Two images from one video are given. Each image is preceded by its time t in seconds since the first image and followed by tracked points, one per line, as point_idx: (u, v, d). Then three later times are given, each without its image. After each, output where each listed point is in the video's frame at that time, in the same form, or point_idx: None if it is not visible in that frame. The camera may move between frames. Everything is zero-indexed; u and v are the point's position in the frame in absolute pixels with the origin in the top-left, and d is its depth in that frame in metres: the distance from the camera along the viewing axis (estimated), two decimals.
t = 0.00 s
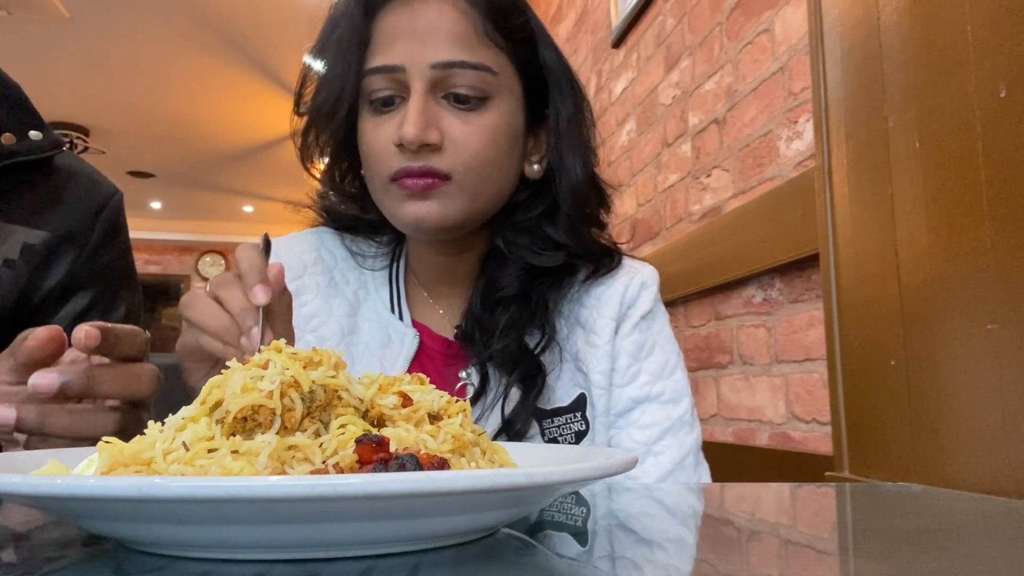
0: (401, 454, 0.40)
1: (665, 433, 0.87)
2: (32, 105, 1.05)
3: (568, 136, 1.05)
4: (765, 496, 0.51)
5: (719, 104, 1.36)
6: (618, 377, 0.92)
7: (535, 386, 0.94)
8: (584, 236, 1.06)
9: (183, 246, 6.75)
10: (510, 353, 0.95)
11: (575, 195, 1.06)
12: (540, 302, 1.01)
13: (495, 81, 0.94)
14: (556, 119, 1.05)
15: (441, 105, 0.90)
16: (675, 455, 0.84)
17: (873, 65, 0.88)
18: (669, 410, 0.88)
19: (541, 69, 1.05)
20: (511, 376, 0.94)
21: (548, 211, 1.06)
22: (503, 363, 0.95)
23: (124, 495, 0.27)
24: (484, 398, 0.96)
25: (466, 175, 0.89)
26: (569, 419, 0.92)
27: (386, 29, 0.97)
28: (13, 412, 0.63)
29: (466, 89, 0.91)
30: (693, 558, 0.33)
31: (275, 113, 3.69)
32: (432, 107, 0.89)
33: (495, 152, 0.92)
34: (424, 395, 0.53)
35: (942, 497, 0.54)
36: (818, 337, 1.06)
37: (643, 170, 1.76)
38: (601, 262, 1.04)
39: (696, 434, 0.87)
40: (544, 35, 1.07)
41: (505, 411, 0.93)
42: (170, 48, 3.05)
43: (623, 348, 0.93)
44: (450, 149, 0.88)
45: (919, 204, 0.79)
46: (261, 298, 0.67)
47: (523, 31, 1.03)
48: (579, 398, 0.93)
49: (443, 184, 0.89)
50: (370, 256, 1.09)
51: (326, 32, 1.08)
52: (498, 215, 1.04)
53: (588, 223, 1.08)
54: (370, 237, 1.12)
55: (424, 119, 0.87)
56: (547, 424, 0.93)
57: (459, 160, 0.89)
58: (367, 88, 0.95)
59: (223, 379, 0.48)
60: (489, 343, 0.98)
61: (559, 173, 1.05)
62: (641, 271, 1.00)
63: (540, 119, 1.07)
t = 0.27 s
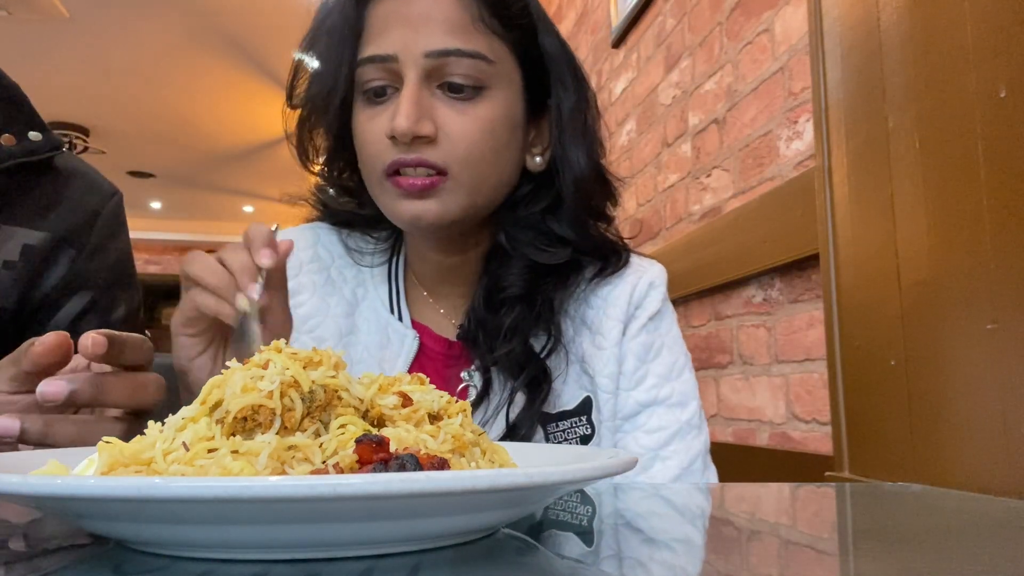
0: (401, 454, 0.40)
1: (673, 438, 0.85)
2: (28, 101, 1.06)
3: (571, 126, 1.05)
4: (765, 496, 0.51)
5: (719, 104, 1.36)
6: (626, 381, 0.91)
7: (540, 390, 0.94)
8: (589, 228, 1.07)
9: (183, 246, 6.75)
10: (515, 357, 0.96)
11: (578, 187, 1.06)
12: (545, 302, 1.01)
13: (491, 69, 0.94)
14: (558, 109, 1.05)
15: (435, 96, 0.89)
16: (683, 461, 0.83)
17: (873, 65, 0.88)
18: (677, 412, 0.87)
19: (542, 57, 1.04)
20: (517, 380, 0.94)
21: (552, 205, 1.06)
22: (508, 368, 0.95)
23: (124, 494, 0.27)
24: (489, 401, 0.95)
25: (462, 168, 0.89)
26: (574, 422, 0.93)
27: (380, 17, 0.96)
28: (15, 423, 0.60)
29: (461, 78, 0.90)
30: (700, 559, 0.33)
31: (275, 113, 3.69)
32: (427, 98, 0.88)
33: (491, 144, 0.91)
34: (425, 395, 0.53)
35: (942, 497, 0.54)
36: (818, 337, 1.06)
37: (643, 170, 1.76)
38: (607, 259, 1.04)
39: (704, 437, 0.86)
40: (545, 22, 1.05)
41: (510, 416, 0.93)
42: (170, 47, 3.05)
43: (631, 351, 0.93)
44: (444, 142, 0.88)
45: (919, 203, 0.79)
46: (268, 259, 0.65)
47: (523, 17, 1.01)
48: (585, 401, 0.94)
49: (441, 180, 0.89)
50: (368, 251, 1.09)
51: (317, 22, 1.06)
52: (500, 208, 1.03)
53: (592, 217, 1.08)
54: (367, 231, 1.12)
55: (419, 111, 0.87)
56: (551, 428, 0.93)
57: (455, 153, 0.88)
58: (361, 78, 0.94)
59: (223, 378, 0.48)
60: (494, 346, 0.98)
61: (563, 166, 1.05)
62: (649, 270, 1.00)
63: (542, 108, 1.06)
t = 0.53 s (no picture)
0: (401, 454, 0.40)
1: (679, 444, 0.86)
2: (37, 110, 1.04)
3: (570, 120, 1.05)
4: (765, 496, 0.51)
5: (719, 104, 1.36)
6: (631, 385, 0.91)
7: (541, 396, 0.94)
8: (591, 227, 1.06)
9: (183, 246, 6.75)
10: (515, 361, 0.95)
11: (579, 185, 1.06)
12: (545, 304, 1.00)
13: (488, 64, 0.94)
14: (558, 104, 1.05)
15: (429, 91, 0.89)
16: (689, 468, 0.83)
17: (873, 65, 0.88)
18: (683, 418, 0.88)
19: (541, 50, 1.04)
20: (517, 385, 0.94)
21: (552, 203, 1.06)
22: (510, 372, 0.95)
23: (124, 494, 0.27)
24: (489, 405, 0.96)
25: (457, 164, 0.89)
26: (577, 427, 0.93)
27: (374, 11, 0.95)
28: (14, 432, 0.60)
29: (456, 72, 0.90)
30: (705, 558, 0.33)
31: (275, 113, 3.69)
32: (417, 94, 0.88)
33: (487, 139, 0.91)
34: (425, 395, 0.53)
35: (942, 498, 0.54)
36: (818, 337, 1.06)
37: (643, 170, 1.76)
38: (608, 259, 1.03)
39: (711, 443, 0.86)
40: (545, 13, 1.04)
41: (511, 422, 0.93)
42: (170, 47, 3.05)
43: (636, 355, 0.93)
44: (438, 137, 0.87)
45: (919, 205, 0.79)
46: (220, 279, 0.60)
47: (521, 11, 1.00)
48: (588, 405, 0.94)
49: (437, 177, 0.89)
50: (365, 251, 1.08)
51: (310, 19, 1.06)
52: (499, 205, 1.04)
53: (594, 215, 1.08)
54: (364, 230, 1.11)
55: (410, 107, 0.87)
56: (554, 433, 0.94)
57: (450, 148, 0.88)
58: (354, 74, 0.95)
59: (223, 378, 0.48)
60: (493, 350, 0.98)
61: (563, 162, 1.05)
62: (654, 270, 0.99)
63: (541, 103, 1.06)
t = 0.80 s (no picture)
0: (401, 454, 0.40)
1: (685, 445, 0.85)
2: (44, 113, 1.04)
3: (575, 117, 1.04)
4: (765, 496, 0.51)
5: (719, 104, 1.36)
6: (638, 385, 0.92)
7: (545, 397, 0.93)
8: (596, 225, 1.06)
9: (183, 246, 6.75)
10: (520, 362, 0.95)
11: (583, 183, 1.05)
12: (550, 303, 1.00)
13: (496, 56, 0.93)
14: (563, 99, 1.05)
15: (436, 85, 0.89)
16: (695, 469, 0.83)
17: (873, 65, 0.88)
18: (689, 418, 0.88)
19: (548, 47, 1.03)
20: (521, 386, 0.94)
21: (557, 199, 1.06)
22: (514, 373, 0.95)
23: (124, 494, 0.27)
24: (491, 406, 0.95)
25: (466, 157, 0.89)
26: (581, 428, 0.92)
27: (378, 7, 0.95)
28: (14, 433, 0.60)
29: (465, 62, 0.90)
30: (711, 558, 0.33)
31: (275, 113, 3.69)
32: (427, 87, 0.88)
33: (498, 131, 0.91)
34: (425, 395, 0.53)
35: (942, 497, 0.54)
36: (818, 337, 1.06)
37: (643, 170, 1.76)
38: (614, 257, 1.03)
39: (716, 445, 0.86)
40: (550, 8, 1.03)
41: (515, 424, 0.93)
42: (170, 47, 3.05)
43: (642, 354, 0.93)
44: (447, 131, 0.87)
45: (919, 203, 0.79)
46: (232, 284, 0.61)
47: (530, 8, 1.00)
48: (592, 406, 0.93)
49: (446, 172, 0.89)
50: (364, 250, 1.09)
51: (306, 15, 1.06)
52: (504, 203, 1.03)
53: (599, 214, 1.07)
54: (364, 229, 1.11)
55: (420, 101, 0.86)
56: (557, 434, 0.93)
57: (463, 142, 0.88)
58: (358, 68, 0.95)
59: (223, 378, 0.48)
60: (497, 351, 0.97)
61: (567, 159, 1.05)
62: (658, 268, 0.99)
63: (546, 100, 1.06)
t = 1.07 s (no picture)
0: (400, 454, 0.40)
1: (689, 449, 0.85)
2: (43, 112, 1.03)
3: (586, 126, 1.05)
4: (765, 496, 0.51)
5: (719, 104, 1.36)
6: (643, 390, 0.91)
7: (554, 408, 0.94)
8: (604, 232, 1.04)
9: (183, 246, 6.75)
10: (529, 373, 0.95)
11: (596, 188, 1.05)
12: (560, 313, 1.00)
13: (512, 66, 0.94)
14: (575, 108, 1.05)
15: (454, 99, 0.88)
16: (700, 473, 0.82)
17: (873, 66, 0.88)
18: (691, 423, 0.87)
19: (559, 54, 1.03)
20: (530, 399, 0.94)
21: (567, 210, 1.06)
22: (522, 383, 0.95)
23: (124, 494, 0.27)
24: (497, 414, 0.97)
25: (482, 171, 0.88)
26: (585, 433, 0.92)
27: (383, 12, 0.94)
28: (13, 433, 0.60)
29: (482, 71, 0.91)
30: (718, 556, 0.33)
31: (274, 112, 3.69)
32: (445, 101, 0.88)
33: (514, 147, 0.91)
34: (425, 395, 0.53)
35: (942, 497, 0.54)
36: (818, 337, 1.06)
37: (643, 170, 1.76)
38: (621, 267, 1.02)
39: (719, 449, 0.85)
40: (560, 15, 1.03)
41: (523, 434, 0.94)
42: (170, 48, 3.05)
43: (647, 359, 0.93)
44: (465, 144, 0.87)
45: (919, 204, 0.79)
46: (236, 293, 0.60)
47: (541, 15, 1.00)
48: (595, 412, 0.94)
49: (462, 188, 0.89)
50: (365, 256, 1.08)
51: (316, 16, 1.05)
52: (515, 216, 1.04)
53: (609, 222, 1.06)
54: (365, 236, 1.11)
55: (440, 115, 0.86)
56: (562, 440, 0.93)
57: (480, 157, 0.88)
58: (368, 72, 0.94)
59: (223, 378, 0.48)
60: (506, 361, 0.97)
61: (578, 168, 1.05)
62: (663, 273, 1.00)
63: (556, 108, 1.06)
